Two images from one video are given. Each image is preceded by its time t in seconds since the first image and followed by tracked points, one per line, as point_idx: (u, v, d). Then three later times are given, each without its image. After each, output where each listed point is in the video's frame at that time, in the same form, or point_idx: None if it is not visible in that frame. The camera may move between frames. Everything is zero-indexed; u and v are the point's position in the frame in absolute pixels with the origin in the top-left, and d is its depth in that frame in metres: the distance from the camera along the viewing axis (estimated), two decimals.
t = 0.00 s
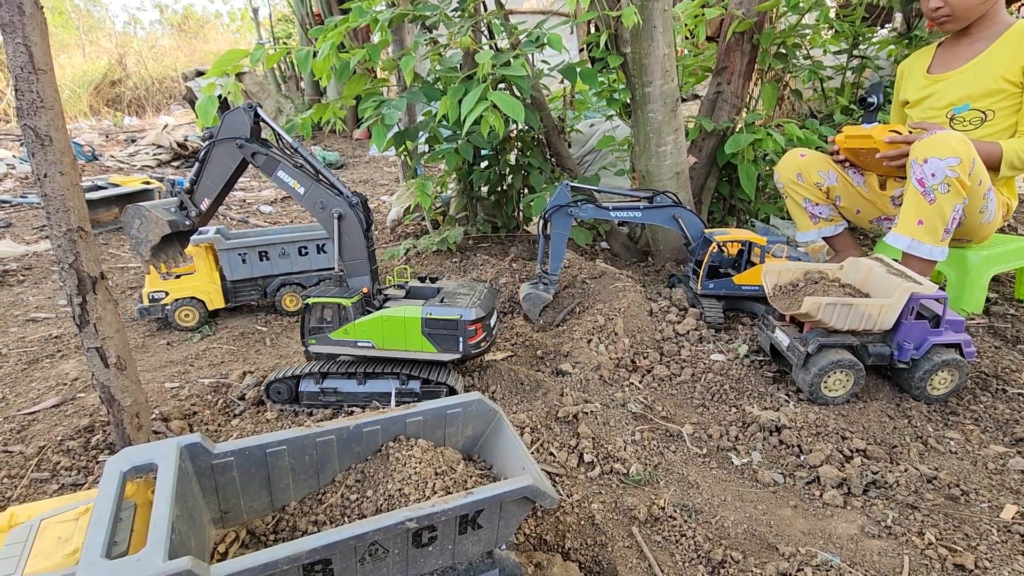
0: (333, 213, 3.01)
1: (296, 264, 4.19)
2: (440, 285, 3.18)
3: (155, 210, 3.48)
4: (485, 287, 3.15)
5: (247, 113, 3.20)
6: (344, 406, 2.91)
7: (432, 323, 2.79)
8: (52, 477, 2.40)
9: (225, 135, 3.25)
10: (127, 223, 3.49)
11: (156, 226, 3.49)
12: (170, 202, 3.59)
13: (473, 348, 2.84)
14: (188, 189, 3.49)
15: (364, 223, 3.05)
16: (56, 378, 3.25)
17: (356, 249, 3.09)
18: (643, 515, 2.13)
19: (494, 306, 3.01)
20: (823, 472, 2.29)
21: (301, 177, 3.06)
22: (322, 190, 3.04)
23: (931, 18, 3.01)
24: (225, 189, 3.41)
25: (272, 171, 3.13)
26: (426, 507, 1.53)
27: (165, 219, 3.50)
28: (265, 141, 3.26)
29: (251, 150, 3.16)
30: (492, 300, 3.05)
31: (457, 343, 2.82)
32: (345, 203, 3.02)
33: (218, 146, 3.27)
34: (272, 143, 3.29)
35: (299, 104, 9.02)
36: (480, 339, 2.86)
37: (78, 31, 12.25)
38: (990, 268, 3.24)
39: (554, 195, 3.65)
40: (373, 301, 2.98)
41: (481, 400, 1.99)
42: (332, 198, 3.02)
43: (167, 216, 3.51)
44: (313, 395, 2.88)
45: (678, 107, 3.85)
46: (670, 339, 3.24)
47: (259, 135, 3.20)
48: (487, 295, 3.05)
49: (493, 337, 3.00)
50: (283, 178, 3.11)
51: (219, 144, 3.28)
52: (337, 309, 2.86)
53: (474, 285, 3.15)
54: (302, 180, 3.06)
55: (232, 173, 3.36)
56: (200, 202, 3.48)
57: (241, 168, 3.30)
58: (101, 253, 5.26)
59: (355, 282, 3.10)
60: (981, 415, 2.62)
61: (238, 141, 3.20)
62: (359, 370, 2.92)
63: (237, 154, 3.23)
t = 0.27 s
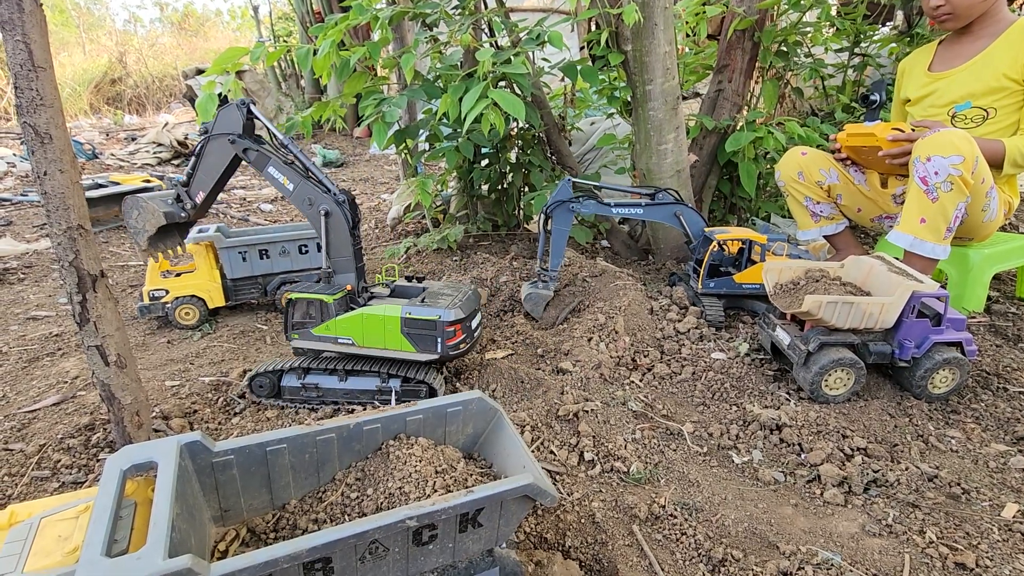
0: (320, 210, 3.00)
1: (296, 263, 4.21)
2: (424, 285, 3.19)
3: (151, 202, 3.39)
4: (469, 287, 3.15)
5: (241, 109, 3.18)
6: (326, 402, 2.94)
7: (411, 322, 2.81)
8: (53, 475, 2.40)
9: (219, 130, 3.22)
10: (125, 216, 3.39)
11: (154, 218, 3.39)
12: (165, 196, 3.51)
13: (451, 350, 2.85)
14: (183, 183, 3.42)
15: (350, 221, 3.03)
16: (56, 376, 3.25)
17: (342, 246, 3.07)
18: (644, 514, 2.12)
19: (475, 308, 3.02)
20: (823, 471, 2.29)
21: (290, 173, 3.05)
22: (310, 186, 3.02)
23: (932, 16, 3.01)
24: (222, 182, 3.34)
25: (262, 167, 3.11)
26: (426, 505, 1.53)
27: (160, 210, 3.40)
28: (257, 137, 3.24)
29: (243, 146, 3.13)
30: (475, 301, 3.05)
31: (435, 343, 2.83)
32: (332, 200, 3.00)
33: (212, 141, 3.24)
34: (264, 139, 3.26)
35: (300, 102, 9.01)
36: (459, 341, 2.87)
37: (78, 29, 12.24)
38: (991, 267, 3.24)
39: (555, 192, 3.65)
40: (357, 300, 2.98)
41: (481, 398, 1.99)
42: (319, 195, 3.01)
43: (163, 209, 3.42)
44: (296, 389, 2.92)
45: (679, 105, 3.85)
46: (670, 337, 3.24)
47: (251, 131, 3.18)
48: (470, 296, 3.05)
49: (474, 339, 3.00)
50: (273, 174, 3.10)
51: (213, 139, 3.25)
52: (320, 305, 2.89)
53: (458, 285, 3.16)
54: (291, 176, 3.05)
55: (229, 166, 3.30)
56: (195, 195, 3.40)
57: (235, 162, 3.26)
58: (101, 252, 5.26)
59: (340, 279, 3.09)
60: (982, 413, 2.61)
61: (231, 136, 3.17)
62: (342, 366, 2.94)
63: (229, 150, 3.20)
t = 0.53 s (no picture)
0: (296, 212, 2.99)
1: (295, 261, 4.20)
2: (405, 285, 3.19)
3: (124, 206, 3.25)
4: (450, 286, 3.14)
5: (213, 112, 3.13)
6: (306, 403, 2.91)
7: (389, 322, 2.81)
8: (50, 474, 2.39)
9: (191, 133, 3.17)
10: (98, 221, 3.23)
11: (128, 222, 3.25)
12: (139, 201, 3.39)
13: (430, 348, 2.83)
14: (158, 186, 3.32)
15: (327, 221, 3.02)
16: (54, 375, 3.24)
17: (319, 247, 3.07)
18: (643, 512, 2.12)
19: (455, 307, 3.00)
20: (823, 469, 2.28)
21: (264, 176, 3.03)
22: (286, 188, 3.01)
23: (933, 12, 3.00)
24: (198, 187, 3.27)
25: (236, 169, 3.08)
26: (424, 504, 1.52)
27: (135, 215, 3.27)
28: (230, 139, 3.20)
29: (216, 149, 3.10)
30: (456, 300, 3.04)
31: (414, 342, 2.82)
32: (308, 201, 2.99)
33: (184, 145, 3.18)
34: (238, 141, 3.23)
35: (299, 100, 8.99)
36: (438, 339, 2.86)
37: (77, 27, 12.20)
38: (992, 264, 3.23)
39: (554, 189, 3.63)
40: (336, 301, 3.01)
41: (479, 397, 1.98)
42: (296, 196, 3.00)
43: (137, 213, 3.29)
44: (275, 390, 2.90)
45: (678, 102, 3.83)
46: (670, 335, 3.23)
47: (225, 134, 3.15)
48: (451, 294, 3.04)
49: (454, 337, 2.99)
50: (247, 176, 3.07)
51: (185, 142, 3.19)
52: (298, 306, 2.90)
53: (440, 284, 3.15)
54: (266, 178, 3.03)
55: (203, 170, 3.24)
56: (169, 199, 3.29)
57: (209, 166, 3.22)
58: (100, 250, 5.24)
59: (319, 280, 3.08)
60: (982, 412, 2.61)
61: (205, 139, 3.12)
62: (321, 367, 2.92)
63: (202, 153, 3.16)
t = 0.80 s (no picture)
0: (285, 212, 2.99)
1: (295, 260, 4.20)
2: (395, 284, 3.18)
3: (112, 206, 3.36)
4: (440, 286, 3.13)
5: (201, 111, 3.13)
6: (295, 404, 2.90)
7: (378, 322, 2.80)
8: (51, 474, 2.39)
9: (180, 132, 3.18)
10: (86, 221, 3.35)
11: (115, 222, 3.36)
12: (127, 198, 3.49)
13: (419, 349, 2.83)
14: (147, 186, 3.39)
15: (317, 222, 3.03)
16: (54, 375, 3.24)
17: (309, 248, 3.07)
18: (644, 512, 2.12)
19: (444, 307, 2.99)
20: (824, 468, 2.28)
21: (254, 176, 3.03)
22: (276, 187, 3.01)
23: (934, 11, 2.99)
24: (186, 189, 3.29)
25: (224, 169, 3.08)
26: (425, 506, 1.52)
27: (122, 214, 3.38)
28: (219, 139, 3.21)
29: (204, 148, 3.10)
30: (445, 300, 3.03)
31: (404, 343, 2.81)
32: (298, 201, 3.00)
33: (173, 144, 3.18)
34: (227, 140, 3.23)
35: (299, 98, 8.98)
36: (428, 339, 2.85)
37: (76, 25, 12.18)
38: (992, 263, 3.23)
39: (554, 188, 3.63)
40: (326, 300, 3.01)
41: (480, 397, 1.98)
42: (285, 197, 3.00)
43: (125, 212, 3.40)
44: (265, 390, 2.88)
45: (679, 100, 3.82)
46: (670, 334, 3.23)
47: (214, 133, 3.15)
48: (441, 294, 3.03)
49: (444, 338, 2.99)
50: (236, 176, 3.07)
51: (174, 141, 3.20)
52: (287, 306, 2.91)
53: (430, 284, 3.14)
54: (255, 178, 3.03)
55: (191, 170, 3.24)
56: (157, 199, 3.35)
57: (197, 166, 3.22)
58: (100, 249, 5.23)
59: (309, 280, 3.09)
60: (983, 410, 2.61)
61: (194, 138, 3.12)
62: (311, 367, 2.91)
63: (191, 152, 3.16)
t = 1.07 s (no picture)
0: (284, 209, 2.97)
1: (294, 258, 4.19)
2: (392, 285, 3.16)
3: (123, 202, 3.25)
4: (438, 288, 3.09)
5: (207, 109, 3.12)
6: (294, 403, 2.90)
7: (370, 323, 2.78)
8: (51, 473, 2.39)
9: (186, 130, 3.17)
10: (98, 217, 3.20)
11: (127, 218, 3.23)
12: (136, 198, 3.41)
13: (410, 351, 2.80)
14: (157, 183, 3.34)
15: (315, 220, 3.00)
16: (54, 374, 3.24)
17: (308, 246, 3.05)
18: (645, 510, 2.12)
19: (439, 309, 2.95)
20: (825, 465, 2.27)
21: (254, 173, 3.01)
22: (275, 185, 2.99)
23: (935, 7, 2.98)
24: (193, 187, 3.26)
25: (227, 167, 3.07)
26: (425, 503, 1.51)
27: (133, 211, 3.24)
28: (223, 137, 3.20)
29: (207, 146, 3.09)
30: (442, 302, 2.99)
31: (395, 344, 2.78)
32: (296, 199, 2.98)
33: (179, 142, 3.18)
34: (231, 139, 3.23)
35: (298, 96, 8.96)
36: (420, 342, 2.82)
37: (75, 24, 12.16)
38: (993, 260, 3.22)
39: (554, 186, 3.62)
40: (324, 298, 3.00)
41: (481, 395, 1.97)
42: (284, 194, 2.98)
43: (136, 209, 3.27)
44: (264, 389, 2.88)
45: (679, 97, 3.82)
46: (671, 332, 3.22)
47: (218, 131, 3.14)
48: (438, 296, 2.99)
49: (438, 341, 2.94)
50: (239, 174, 3.06)
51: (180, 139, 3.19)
52: (282, 304, 2.89)
53: (428, 286, 3.10)
54: (256, 176, 3.01)
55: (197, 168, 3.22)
56: (167, 195, 3.29)
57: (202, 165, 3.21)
58: (99, 248, 5.22)
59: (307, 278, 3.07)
60: (984, 407, 2.60)
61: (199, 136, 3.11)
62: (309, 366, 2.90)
63: (195, 150, 3.15)
